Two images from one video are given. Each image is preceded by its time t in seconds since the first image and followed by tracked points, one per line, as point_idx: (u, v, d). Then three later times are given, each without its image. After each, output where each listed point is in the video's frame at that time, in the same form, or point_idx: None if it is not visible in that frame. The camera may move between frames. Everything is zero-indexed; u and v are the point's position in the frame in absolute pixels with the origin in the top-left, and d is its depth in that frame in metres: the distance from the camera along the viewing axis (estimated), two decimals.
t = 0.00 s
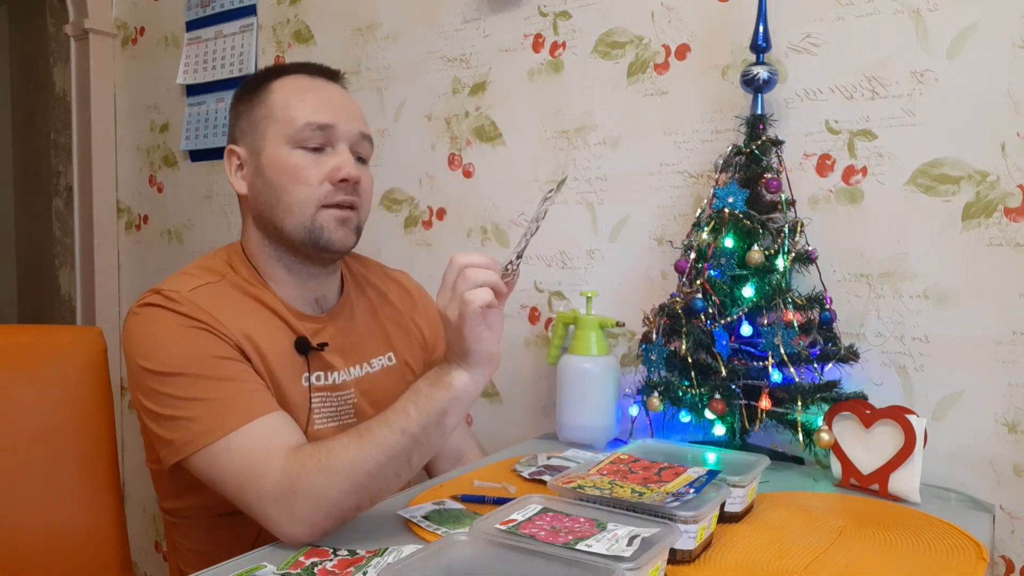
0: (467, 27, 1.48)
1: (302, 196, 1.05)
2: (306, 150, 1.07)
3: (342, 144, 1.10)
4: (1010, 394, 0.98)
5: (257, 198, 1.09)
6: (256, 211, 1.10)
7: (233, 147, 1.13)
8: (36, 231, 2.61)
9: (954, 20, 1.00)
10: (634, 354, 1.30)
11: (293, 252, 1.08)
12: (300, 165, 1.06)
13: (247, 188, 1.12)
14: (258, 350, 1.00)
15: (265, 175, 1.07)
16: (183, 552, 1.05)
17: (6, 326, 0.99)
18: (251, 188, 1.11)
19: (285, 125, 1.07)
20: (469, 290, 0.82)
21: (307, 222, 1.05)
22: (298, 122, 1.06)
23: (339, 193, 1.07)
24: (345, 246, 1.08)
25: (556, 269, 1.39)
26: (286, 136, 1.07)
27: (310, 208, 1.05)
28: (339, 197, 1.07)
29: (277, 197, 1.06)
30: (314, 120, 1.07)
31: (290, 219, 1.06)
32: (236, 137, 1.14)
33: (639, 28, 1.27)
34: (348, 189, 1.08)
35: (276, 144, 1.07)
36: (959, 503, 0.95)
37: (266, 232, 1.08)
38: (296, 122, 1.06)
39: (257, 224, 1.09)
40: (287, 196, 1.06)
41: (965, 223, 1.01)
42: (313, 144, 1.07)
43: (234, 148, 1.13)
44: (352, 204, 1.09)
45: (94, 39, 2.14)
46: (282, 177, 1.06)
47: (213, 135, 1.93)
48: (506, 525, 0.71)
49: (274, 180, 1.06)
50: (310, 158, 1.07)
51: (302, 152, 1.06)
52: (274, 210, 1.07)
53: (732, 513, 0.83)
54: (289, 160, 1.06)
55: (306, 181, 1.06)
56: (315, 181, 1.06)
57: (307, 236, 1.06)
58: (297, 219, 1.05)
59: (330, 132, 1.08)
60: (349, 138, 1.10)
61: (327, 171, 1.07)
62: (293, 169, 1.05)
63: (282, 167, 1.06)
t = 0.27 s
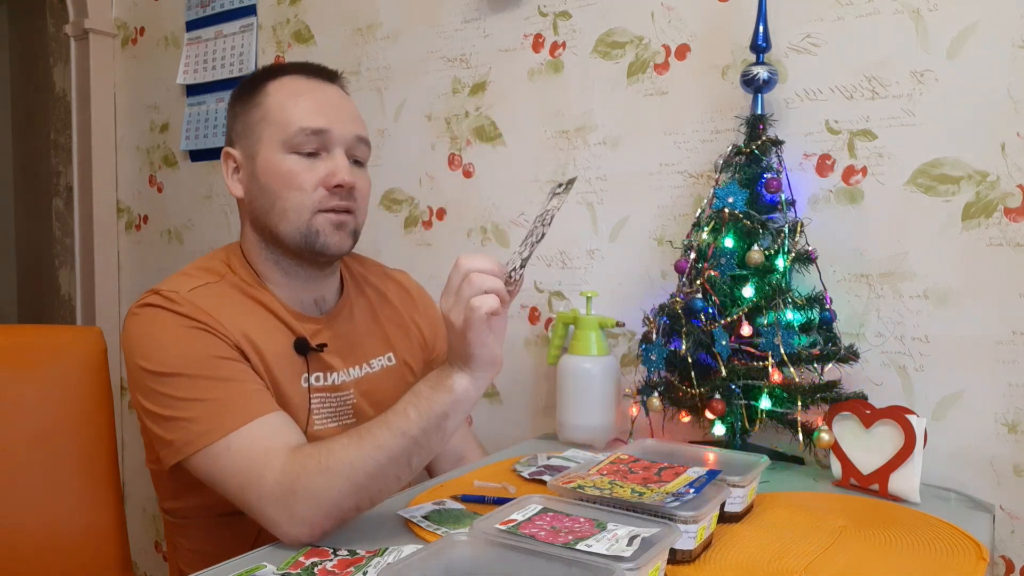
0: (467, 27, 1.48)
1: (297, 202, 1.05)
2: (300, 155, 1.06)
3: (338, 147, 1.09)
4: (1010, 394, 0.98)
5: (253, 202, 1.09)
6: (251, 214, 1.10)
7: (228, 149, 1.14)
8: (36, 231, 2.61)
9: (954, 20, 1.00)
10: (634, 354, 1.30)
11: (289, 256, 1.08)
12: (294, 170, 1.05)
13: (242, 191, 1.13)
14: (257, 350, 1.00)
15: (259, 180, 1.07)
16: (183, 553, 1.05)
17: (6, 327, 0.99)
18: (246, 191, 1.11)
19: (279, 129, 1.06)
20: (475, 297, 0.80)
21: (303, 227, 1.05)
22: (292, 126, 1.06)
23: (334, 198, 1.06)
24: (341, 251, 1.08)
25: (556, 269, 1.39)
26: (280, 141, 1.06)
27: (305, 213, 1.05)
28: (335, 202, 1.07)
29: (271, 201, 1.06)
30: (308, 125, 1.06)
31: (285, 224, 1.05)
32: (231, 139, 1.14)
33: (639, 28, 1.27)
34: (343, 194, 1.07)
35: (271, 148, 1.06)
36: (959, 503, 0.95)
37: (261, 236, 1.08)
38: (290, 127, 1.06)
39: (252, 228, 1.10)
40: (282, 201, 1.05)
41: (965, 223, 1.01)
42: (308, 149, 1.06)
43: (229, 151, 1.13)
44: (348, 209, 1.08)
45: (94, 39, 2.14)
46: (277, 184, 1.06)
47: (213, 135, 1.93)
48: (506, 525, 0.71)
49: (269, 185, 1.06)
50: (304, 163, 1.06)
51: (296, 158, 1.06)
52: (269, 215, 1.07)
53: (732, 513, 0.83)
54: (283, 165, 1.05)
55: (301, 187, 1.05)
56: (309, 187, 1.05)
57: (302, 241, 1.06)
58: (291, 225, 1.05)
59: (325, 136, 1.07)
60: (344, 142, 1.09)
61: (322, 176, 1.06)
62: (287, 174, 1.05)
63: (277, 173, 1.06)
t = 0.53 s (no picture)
0: (467, 27, 1.48)
1: (285, 208, 1.05)
2: (288, 160, 1.06)
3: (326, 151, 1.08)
4: (1010, 394, 0.98)
5: (244, 207, 1.09)
6: (243, 219, 1.10)
7: (220, 154, 1.14)
8: (36, 230, 2.61)
9: (954, 20, 1.00)
10: (634, 354, 1.30)
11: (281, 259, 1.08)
12: (281, 176, 1.05)
13: (234, 197, 1.13)
14: (256, 351, 1.00)
15: (248, 187, 1.07)
16: (183, 553, 1.05)
17: (6, 327, 0.99)
18: (238, 197, 1.11)
19: (264, 136, 1.06)
20: (483, 303, 0.79)
21: (292, 232, 1.05)
22: (278, 131, 1.05)
23: (323, 203, 1.06)
24: (332, 255, 1.08)
25: (556, 269, 1.39)
26: (266, 147, 1.06)
27: (294, 219, 1.05)
28: (324, 207, 1.07)
29: (260, 208, 1.06)
30: (293, 130, 1.05)
31: (274, 230, 1.05)
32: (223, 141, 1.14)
33: (639, 28, 1.27)
34: (332, 199, 1.07)
35: (258, 154, 1.06)
36: (959, 503, 0.95)
37: (253, 241, 1.09)
38: (275, 132, 1.05)
39: (245, 233, 1.10)
40: (270, 207, 1.05)
41: (965, 223, 1.01)
42: (295, 153, 1.06)
43: (221, 156, 1.13)
44: (338, 213, 1.08)
45: (94, 39, 2.14)
46: (265, 191, 1.06)
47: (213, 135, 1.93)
48: (506, 525, 0.71)
49: (258, 192, 1.06)
50: (292, 168, 1.06)
51: (284, 163, 1.05)
52: (258, 220, 1.06)
53: (732, 513, 0.83)
54: (271, 171, 1.05)
55: (289, 194, 1.05)
56: (297, 192, 1.05)
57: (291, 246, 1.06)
58: (279, 233, 1.05)
59: (312, 139, 1.06)
60: (332, 144, 1.08)
61: (309, 181, 1.06)
62: (275, 180, 1.05)
63: (265, 179, 1.06)
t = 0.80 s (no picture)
0: (467, 27, 1.48)
1: (278, 211, 1.05)
2: (278, 163, 1.06)
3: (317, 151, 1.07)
4: (1010, 394, 0.98)
5: (238, 210, 1.09)
6: (237, 222, 1.10)
7: (212, 158, 1.14)
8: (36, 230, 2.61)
9: (954, 20, 1.00)
10: (634, 354, 1.30)
11: (276, 262, 1.08)
12: (272, 178, 1.05)
13: (228, 201, 1.13)
14: (254, 352, 1.00)
15: (242, 191, 1.07)
16: (183, 553, 1.05)
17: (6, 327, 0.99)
18: (231, 201, 1.11)
19: (253, 139, 1.06)
20: (480, 303, 0.77)
21: (286, 234, 1.05)
22: (267, 134, 1.05)
23: (316, 205, 1.06)
24: (327, 256, 1.07)
25: (556, 269, 1.39)
26: (256, 150, 1.06)
27: (288, 221, 1.05)
28: (317, 208, 1.06)
29: (254, 211, 1.06)
30: (282, 132, 1.05)
31: (269, 233, 1.05)
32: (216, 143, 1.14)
33: (639, 28, 1.27)
34: (325, 200, 1.06)
35: (249, 157, 1.06)
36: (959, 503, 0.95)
37: (248, 245, 1.08)
38: (265, 135, 1.05)
39: (240, 236, 1.10)
40: (264, 210, 1.05)
41: (965, 223, 1.01)
42: (286, 155, 1.06)
43: (213, 160, 1.13)
44: (331, 214, 1.08)
45: (94, 39, 2.14)
46: (258, 194, 1.06)
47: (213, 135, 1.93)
48: (506, 525, 0.71)
49: (251, 196, 1.06)
50: (282, 170, 1.06)
51: (274, 166, 1.05)
52: (253, 224, 1.06)
53: (732, 513, 0.83)
54: (261, 174, 1.05)
55: (281, 196, 1.05)
56: (289, 194, 1.05)
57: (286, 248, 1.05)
58: (274, 235, 1.05)
59: (301, 141, 1.06)
60: (323, 144, 1.08)
61: (300, 183, 1.06)
62: (267, 182, 1.05)
63: (257, 182, 1.05)
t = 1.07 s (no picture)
0: (467, 27, 1.48)
1: (275, 211, 1.05)
2: (273, 163, 1.06)
3: (311, 151, 1.07)
4: (1010, 394, 0.98)
5: (236, 211, 1.09)
6: (236, 223, 1.10)
7: (210, 160, 1.14)
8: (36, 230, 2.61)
9: (954, 20, 1.00)
10: (634, 354, 1.30)
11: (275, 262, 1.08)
12: (268, 179, 1.05)
13: (225, 203, 1.13)
14: (254, 353, 1.00)
15: (238, 192, 1.07)
16: (183, 554, 1.05)
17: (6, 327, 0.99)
18: (229, 202, 1.11)
19: (248, 140, 1.06)
20: (474, 303, 0.76)
21: (284, 234, 1.05)
22: (261, 135, 1.05)
23: (311, 203, 1.06)
24: (324, 254, 1.07)
25: (556, 269, 1.39)
26: (251, 151, 1.06)
27: (284, 221, 1.05)
28: (313, 207, 1.06)
29: (251, 212, 1.06)
30: (276, 132, 1.05)
31: (266, 234, 1.05)
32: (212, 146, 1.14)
33: (639, 28, 1.27)
34: (320, 199, 1.06)
35: (244, 158, 1.06)
36: (959, 503, 0.95)
37: (247, 245, 1.08)
38: (258, 135, 1.05)
39: (238, 236, 1.10)
40: (260, 211, 1.05)
41: (965, 223, 1.01)
42: (280, 155, 1.06)
43: (210, 163, 1.13)
44: (327, 213, 1.07)
45: (94, 39, 2.14)
46: (255, 195, 1.06)
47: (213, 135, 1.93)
48: (506, 525, 0.71)
49: (247, 198, 1.06)
50: (277, 170, 1.06)
51: (269, 166, 1.05)
52: (250, 224, 1.06)
53: (732, 513, 0.83)
54: (257, 175, 1.05)
55: (277, 196, 1.05)
56: (285, 194, 1.05)
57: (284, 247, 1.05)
58: (272, 235, 1.05)
59: (295, 140, 1.06)
60: (317, 143, 1.07)
61: (296, 182, 1.06)
62: (263, 183, 1.05)
63: (253, 183, 1.05)
